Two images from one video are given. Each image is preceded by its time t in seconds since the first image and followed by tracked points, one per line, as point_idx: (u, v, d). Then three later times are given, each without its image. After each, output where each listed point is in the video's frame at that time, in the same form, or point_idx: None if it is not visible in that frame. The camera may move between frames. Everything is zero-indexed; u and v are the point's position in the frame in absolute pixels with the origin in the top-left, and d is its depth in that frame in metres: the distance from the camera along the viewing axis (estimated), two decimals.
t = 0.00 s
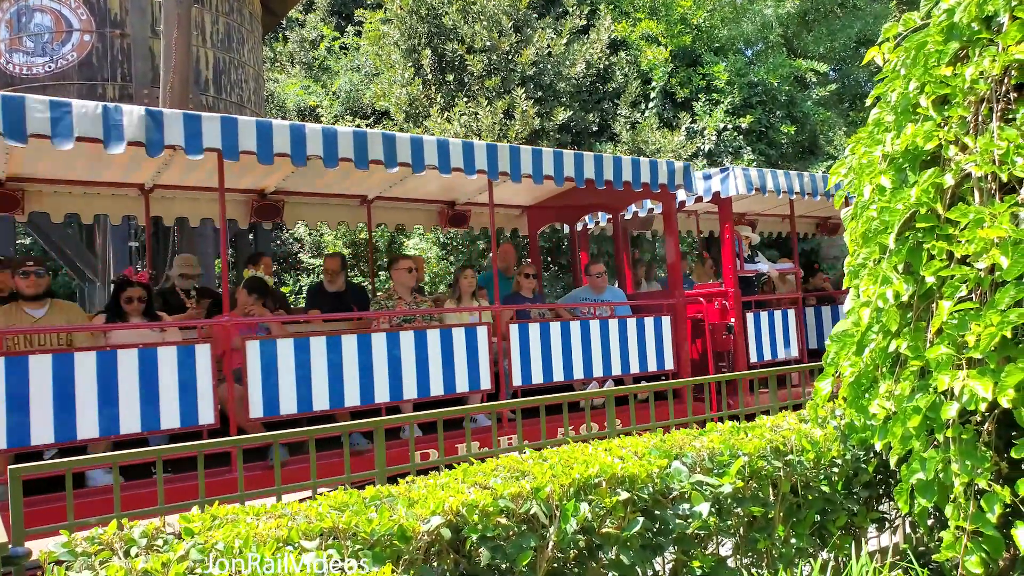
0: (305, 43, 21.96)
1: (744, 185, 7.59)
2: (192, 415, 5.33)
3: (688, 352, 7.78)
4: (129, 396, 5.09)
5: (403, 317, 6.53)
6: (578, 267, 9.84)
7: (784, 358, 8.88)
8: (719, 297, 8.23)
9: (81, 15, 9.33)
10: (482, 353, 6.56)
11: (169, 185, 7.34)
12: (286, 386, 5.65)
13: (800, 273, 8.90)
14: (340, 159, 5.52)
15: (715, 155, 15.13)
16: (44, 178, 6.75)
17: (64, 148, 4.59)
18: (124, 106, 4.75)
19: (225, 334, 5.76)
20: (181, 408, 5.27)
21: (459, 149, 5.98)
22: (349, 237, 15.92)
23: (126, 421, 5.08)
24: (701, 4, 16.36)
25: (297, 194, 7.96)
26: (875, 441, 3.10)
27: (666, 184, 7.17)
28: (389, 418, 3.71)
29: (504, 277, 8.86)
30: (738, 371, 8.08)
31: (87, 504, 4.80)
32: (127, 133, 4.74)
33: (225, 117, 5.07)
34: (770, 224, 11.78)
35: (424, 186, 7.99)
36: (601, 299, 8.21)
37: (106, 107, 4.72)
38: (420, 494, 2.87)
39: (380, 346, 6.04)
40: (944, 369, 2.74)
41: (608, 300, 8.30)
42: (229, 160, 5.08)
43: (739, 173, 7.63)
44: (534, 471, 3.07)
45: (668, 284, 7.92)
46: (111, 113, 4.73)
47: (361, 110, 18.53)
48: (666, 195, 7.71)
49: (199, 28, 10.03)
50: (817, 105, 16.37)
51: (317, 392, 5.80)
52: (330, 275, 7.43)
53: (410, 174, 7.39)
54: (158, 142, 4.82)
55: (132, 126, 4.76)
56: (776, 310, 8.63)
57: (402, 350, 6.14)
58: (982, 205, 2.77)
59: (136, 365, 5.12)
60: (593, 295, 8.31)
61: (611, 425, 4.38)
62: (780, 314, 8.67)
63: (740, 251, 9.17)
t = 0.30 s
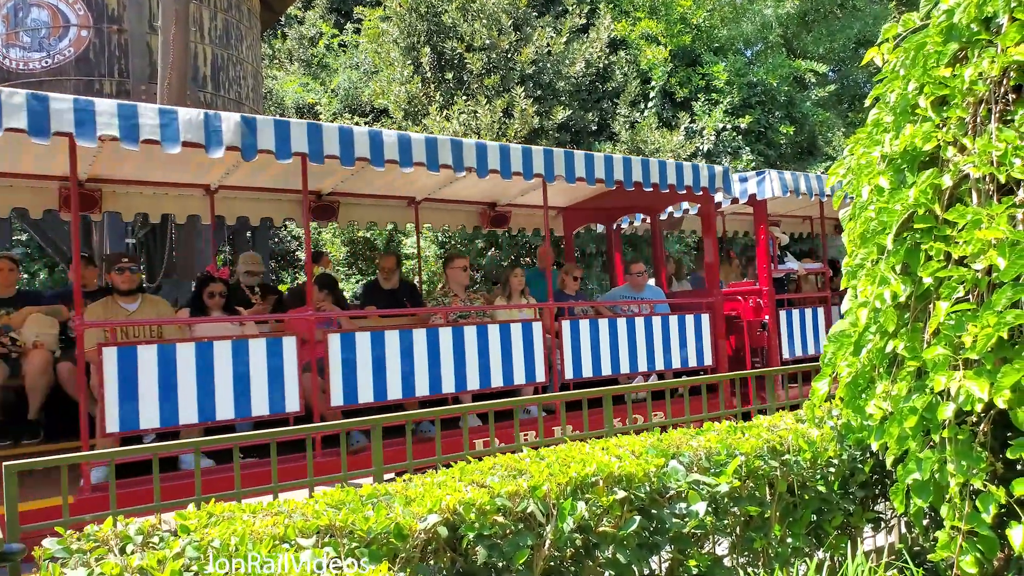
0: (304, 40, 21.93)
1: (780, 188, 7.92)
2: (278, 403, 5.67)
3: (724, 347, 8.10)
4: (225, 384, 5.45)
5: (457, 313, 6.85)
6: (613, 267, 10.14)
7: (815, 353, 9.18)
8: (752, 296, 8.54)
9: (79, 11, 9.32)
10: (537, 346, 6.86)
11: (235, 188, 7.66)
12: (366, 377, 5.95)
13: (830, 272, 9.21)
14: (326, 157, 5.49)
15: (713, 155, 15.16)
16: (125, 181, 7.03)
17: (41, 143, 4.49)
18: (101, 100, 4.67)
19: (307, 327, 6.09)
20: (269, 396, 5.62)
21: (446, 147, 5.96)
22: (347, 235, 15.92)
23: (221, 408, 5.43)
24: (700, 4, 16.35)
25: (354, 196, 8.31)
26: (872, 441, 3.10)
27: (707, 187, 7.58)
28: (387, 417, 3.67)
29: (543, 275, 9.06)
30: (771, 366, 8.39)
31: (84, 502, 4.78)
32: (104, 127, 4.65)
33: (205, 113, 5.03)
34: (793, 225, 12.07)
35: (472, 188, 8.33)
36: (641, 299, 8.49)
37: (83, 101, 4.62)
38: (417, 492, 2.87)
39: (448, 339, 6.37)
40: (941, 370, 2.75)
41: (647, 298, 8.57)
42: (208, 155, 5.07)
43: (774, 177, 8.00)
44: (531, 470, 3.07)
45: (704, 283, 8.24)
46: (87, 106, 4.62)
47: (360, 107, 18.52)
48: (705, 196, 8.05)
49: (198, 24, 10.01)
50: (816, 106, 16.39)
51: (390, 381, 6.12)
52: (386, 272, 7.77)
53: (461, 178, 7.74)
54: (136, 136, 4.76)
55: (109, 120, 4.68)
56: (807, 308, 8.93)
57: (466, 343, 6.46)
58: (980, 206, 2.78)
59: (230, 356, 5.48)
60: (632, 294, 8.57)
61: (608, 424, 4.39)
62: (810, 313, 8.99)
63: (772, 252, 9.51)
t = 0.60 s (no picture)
0: (303, 39, 21.90)
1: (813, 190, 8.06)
2: (359, 394, 5.87)
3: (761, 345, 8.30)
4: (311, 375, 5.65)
5: (507, 309, 7.09)
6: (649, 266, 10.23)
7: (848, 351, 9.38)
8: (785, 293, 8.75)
9: (77, 9, 9.30)
10: (588, 342, 7.13)
11: (294, 188, 7.87)
12: (435, 368, 6.28)
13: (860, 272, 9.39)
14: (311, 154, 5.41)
15: (712, 154, 15.16)
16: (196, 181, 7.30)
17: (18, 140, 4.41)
18: (82, 96, 4.58)
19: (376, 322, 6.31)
20: (350, 386, 5.83)
21: (435, 147, 5.89)
22: (346, 234, 15.91)
23: (308, 397, 5.64)
24: (699, 3, 16.32)
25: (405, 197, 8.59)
26: (870, 441, 3.10)
27: (745, 190, 7.86)
28: (383, 416, 3.69)
29: (582, 274, 9.16)
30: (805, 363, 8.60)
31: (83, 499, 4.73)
32: (85, 124, 4.57)
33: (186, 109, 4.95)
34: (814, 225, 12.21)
35: (520, 189, 8.55)
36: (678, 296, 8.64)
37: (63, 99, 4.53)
38: (415, 491, 2.86)
39: (507, 333, 6.68)
40: (939, 370, 2.75)
41: (684, 295, 8.61)
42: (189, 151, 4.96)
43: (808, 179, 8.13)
44: (529, 469, 3.07)
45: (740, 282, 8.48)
46: (68, 103, 4.53)
47: (359, 106, 18.51)
48: (741, 198, 8.37)
49: (197, 22, 10.00)
50: (815, 106, 16.39)
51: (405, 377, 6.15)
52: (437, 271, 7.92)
53: (511, 179, 7.96)
54: (117, 133, 4.68)
55: (91, 116, 4.60)
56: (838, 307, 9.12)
57: (523, 337, 6.76)
58: (979, 206, 2.78)
59: (316, 348, 5.67)
60: (669, 291, 8.65)
61: (606, 423, 4.39)
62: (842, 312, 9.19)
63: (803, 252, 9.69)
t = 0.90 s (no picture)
0: (301, 39, 21.91)
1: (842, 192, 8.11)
2: (429, 384, 6.14)
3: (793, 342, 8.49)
4: (388, 366, 5.93)
5: (554, 307, 7.27)
6: (681, 265, 10.28)
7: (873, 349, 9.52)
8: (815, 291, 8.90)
9: (75, 8, 9.29)
10: (635, 339, 7.34)
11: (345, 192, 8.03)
12: (496, 364, 6.52)
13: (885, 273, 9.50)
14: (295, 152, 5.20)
15: (710, 154, 15.15)
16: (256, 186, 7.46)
17: None
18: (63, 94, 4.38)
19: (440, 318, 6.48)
20: (423, 379, 6.09)
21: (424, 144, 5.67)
22: (344, 234, 15.91)
23: (384, 388, 5.92)
24: (697, 3, 16.28)
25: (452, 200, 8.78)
26: (868, 440, 3.11)
27: (779, 193, 7.97)
28: (380, 416, 3.67)
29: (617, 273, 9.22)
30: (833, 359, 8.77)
31: (78, 500, 4.73)
32: (65, 123, 4.37)
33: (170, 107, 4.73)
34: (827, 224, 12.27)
35: (562, 193, 8.73)
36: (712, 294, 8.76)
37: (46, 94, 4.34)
38: (413, 491, 2.87)
39: (561, 331, 6.91)
40: (937, 370, 2.75)
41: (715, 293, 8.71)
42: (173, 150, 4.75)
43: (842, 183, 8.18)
44: (527, 469, 3.07)
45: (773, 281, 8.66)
46: (50, 98, 4.34)
47: (357, 106, 18.51)
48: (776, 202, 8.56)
49: (195, 22, 9.98)
50: (813, 105, 16.39)
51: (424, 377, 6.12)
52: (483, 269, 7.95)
53: (554, 183, 8.14)
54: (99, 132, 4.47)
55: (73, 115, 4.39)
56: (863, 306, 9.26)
57: (575, 335, 6.98)
58: (976, 205, 2.78)
59: (392, 342, 5.94)
60: (703, 290, 8.79)
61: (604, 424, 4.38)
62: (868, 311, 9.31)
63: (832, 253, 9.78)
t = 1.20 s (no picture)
0: (299, 39, 21.95)
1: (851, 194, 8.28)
2: (491, 376, 6.47)
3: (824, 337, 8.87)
4: (457, 360, 6.28)
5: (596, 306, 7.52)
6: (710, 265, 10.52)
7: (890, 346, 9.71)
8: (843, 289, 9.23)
9: (72, 9, 9.28)
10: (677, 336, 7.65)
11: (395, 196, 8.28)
12: (552, 358, 6.79)
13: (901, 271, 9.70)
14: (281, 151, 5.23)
15: (707, 154, 15.16)
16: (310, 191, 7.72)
17: None
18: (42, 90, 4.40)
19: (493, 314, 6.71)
20: (485, 372, 6.44)
21: (407, 144, 5.71)
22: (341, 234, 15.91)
23: (451, 380, 6.26)
24: (695, 3, 16.25)
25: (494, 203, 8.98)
26: (864, 440, 3.11)
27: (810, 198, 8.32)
28: (377, 416, 3.67)
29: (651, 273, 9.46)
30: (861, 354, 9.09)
31: (77, 500, 4.76)
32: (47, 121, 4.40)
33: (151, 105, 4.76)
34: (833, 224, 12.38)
35: (598, 197, 8.96)
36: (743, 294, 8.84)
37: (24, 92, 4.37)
38: (409, 491, 2.87)
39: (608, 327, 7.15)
40: (932, 369, 2.76)
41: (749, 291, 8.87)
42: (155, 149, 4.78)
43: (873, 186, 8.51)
44: (524, 469, 3.07)
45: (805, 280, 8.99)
46: (29, 95, 4.36)
47: (355, 106, 18.51)
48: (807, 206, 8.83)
49: (192, 22, 9.98)
50: (810, 105, 16.41)
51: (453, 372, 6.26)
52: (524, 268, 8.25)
53: (590, 187, 8.37)
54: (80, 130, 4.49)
55: (51, 111, 4.41)
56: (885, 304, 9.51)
57: (623, 330, 7.26)
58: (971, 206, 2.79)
59: (457, 339, 6.28)
60: (734, 290, 8.82)
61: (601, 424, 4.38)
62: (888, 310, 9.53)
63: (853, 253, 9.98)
